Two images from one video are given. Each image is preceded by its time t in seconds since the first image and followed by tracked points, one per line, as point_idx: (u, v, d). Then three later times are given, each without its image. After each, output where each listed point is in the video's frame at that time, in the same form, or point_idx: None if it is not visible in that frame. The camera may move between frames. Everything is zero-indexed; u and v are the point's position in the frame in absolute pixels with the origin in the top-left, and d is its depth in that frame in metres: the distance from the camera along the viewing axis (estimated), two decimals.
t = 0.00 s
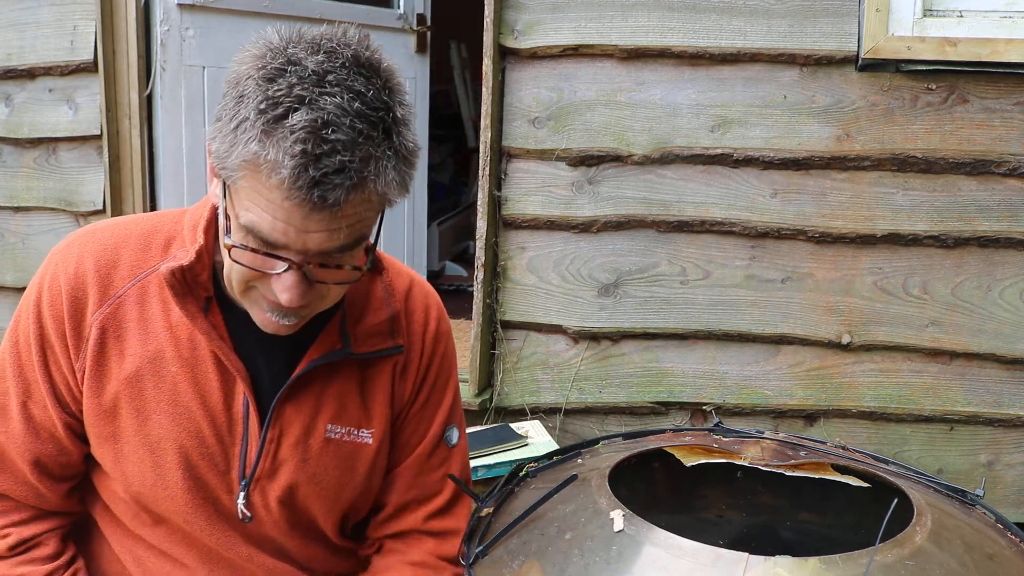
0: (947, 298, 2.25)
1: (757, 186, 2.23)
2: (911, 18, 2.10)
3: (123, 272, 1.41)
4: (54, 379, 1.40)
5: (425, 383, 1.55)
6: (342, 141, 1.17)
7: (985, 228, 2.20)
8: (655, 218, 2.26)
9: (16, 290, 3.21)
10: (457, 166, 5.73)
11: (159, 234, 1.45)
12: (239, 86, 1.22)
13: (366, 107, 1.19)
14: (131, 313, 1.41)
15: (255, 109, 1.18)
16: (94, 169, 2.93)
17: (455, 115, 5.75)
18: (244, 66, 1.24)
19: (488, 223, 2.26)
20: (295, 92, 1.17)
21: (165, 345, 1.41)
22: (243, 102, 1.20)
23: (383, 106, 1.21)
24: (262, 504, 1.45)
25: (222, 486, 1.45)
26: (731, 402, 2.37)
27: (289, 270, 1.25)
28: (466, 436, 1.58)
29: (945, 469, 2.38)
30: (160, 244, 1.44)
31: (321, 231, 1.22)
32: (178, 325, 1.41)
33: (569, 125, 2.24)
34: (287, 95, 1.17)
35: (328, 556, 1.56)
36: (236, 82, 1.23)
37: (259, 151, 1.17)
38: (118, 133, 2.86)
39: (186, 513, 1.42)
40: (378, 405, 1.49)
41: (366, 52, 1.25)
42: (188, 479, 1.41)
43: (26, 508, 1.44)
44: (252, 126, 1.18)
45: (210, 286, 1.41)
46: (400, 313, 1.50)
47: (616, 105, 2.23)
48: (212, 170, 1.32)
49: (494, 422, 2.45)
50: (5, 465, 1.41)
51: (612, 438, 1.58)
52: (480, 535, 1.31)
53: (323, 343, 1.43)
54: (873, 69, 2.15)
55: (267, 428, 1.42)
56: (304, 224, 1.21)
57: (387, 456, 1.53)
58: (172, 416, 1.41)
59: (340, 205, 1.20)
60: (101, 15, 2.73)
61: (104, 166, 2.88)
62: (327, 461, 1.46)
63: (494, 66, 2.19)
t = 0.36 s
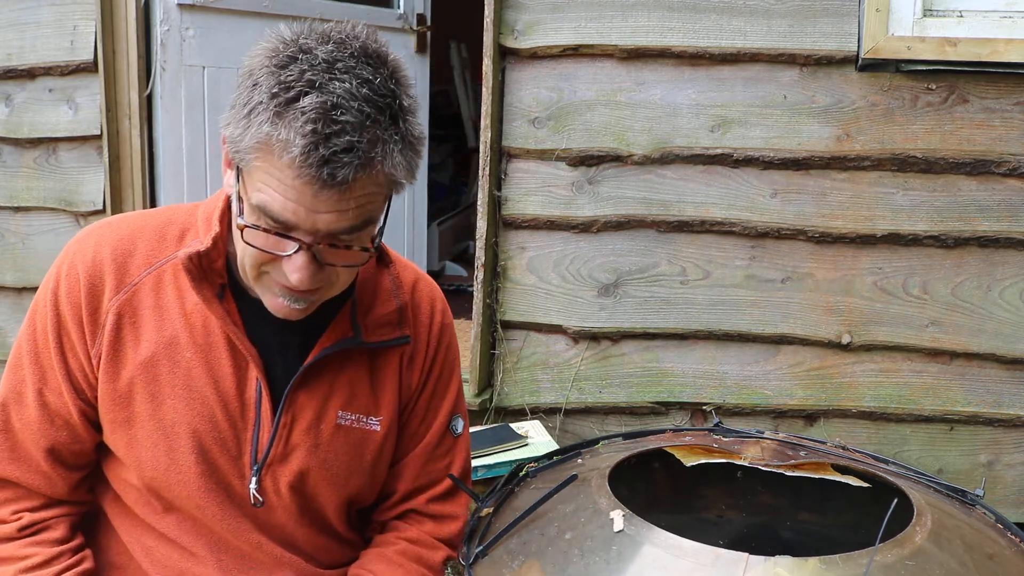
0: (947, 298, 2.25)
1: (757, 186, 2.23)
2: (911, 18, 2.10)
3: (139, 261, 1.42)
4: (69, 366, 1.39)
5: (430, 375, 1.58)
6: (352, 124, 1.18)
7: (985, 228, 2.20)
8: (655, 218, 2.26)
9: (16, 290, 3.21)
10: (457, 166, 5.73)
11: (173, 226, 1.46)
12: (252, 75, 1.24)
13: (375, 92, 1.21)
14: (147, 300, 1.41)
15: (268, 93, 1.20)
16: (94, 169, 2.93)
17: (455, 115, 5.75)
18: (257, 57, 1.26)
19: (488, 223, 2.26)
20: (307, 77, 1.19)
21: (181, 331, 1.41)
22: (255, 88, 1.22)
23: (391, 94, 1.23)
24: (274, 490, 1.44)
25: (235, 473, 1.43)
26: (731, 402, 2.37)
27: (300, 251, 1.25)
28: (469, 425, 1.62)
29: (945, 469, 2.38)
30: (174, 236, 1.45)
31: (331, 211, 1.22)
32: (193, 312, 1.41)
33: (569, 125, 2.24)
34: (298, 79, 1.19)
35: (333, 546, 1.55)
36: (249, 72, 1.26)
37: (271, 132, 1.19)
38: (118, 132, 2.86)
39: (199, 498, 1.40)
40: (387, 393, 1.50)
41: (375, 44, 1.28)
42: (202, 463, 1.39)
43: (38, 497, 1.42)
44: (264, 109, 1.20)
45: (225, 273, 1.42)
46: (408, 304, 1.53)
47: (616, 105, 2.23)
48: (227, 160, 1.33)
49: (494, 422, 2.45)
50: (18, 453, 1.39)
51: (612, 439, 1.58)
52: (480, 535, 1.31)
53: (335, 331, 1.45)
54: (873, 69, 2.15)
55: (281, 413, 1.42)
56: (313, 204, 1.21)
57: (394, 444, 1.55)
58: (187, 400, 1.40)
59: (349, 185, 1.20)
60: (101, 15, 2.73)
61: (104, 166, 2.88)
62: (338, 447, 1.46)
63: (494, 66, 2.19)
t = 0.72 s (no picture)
0: (947, 298, 2.25)
1: (757, 186, 2.23)
2: (911, 18, 2.10)
3: (150, 258, 1.42)
4: (78, 361, 1.39)
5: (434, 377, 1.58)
6: (366, 125, 1.18)
7: (985, 227, 2.20)
8: (655, 218, 2.26)
9: (16, 291, 3.21)
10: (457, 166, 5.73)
11: (184, 224, 1.46)
12: (267, 73, 1.24)
13: (389, 95, 1.21)
14: (157, 297, 1.41)
15: (283, 93, 1.20)
16: (94, 169, 2.93)
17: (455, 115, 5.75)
18: (274, 56, 1.26)
19: (488, 223, 2.26)
20: (322, 78, 1.19)
21: (190, 327, 1.41)
22: (270, 87, 1.22)
23: (404, 97, 1.23)
24: (280, 489, 1.44)
25: (242, 470, 1.43)
26: (731, 402, 2.37)
27: (309, 251, 1.25)
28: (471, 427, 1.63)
29: (945, 469, 2.38)
30: (185, 233, 1.46)
31: (342, 211, 1.22)
32: (203, 308, 1.41)
33: (569, 125, 2.24)
34: (314, 79, 1.19)
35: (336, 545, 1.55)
36: (264, 71, 1.26)
37: (285, 131, 1.19)
38: (118, 133, 2.86)
39: (205, 495, 1.39)
40: (393, 394, 1.51)
41: (390, 48, 1.28)
42: (209, 459, 1.39)
43: (45, 491, 1.41)
44: (278, 108, 1.20)
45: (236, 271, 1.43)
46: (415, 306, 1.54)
47: (616, 105, 2.23)
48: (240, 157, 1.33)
49: (494, 422, 2.45)
50: (26, 447, 1.39)
51: (612, 439, 1.58)
52: (480, 535, 1.31)
53: (343, 332, 1.46)
54: (873, 69, 2.15)
55: (289, 412, 1.42)
56: (324, 202, 1.21)
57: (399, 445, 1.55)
58: (195, 397, 1.40)
59: (361, 186, 1.20)
60: (101, 15, 2.73)
61: (104, 166, 2.88)
62: (344, 446, 1.46)
63: (494, 66, 2.19)
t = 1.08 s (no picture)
0: (947, 298, 2.25)
1: (757, 186, 2.23)
2: (911, 18, 2.10)
3: (154, 259, 1.41)
4: (82, 363, 1.38)
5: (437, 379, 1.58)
6: (377, 126, 1.18)
7: (985, 227, 2.20)
8: (655, 218, 2.26)
9: (16, 291, 3.21)
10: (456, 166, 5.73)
11: (188, 225, 1.46)
12: (275, 77, 1.24)
13: (398, 96, 1.21)
14: (161, 298, 1.40)
15: (292, 95, 1.20)
16: (94, 169, 2.93)
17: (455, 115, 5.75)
18: (281, 59, 1.26)
19: (488, 223, 2.26)
20: (331, 80, 1.19)
21: (193, 329, 1.40)
22: (279, 90, 1.22)
23: (413, 98, 1.23)
24: (283, 491, 1.44)
25: (245, 472, 1.43)
26: (731, 402, 2.37)
27: (320, 251, 1.25)
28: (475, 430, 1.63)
29: (945, 469, 2.38)
30: (189, 234, 1.45)
31: (353, 211, 1.22)
32: (207, 311, 1.41)
33: (569, 125, 2.24)
34: (323, 82, 1.19)
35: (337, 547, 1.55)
36: (272, 74, 1.25)
37: (296, 133, 1.18)
38: (118, 132, 2.86)
39: (208, 498, 1.40)
40: (397, 396, 1.50)
41: (396, 49, 1.28)
42: (212, 462, 1.39)
43: (47, 492, 1.41)
44: (288, 110, 1.19)
45: (241, 274, 1.42)
46: (419, 309, 1.53)
47: (616, 105, 2.23)
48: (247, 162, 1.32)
49: (494, 422, 2.44)
50: (28, 448, 1.39)
51: (612, 438, 1.58)
52: (480, 535, 1.31)
53: (347, 333, 1.45)
54: (873, 69, 2.15)
55: (292, 414, 1.42)
56: (335, 202, 1.20)
57: (402, 447, 1.55)
58: (199, 399, 1.39)
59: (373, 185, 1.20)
60: (101, 15, 2.73)
61: (104, 166, 2.88)
62: (347, 448, 1.46)
63: (494, 66, 2.19)
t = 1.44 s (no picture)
0: (947, 298, 2.25)
1: (757, 186, 2.23)
2: (911, 18, 2.10)
3: (160, 268, 1.40)
4: (85, 373, 1.38)
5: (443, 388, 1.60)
6: (433, 74, 1.28)
7: (985, 227, 2.20)
8: (655, 218, 2.26)
9: (16, 291, 3.22)
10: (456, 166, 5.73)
11: (194, 232, 1.45)
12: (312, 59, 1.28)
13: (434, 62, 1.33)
14: (167, 308, 1.39)
15: (346, 58, 1.26)
16: (94, 169, 2.93)
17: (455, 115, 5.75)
18: (302, 55, 1.31)
19: (488, 223, 2.26)
20: (379, 44, 1.28)
21: (200, 339, 1.39)
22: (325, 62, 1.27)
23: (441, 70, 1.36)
24: (289, 502, 1.45)
25: (251, 484, 1.43)
26: (731, 402, 2.37)
27: (394, 203, 1.24)
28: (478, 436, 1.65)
29: (945, 469, 2.38)
30: (195, 242, 1.44)
31: (426, 152, 1.25)
32: (213, 322, 1.39)
33: (569, 125, 2.24)
34: (372, 45, 1.28)
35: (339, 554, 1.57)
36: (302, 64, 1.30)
37: (364, 81, 1.23)
38: (118, 133, 2.86)
39: (213, 510, 1.40)
40: (404, 406, 1.50)
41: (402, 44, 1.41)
42: (218, 475, 1.39)
43: (48, 502, 1.43)
44: (348, 68, 1.24)
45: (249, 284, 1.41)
46: (426, 319, 1.53)
47: (616, 105, 2.23)
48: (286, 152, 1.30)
49: (494, 422, 2.44)
50: (30, 457, 1.39)
51: (611, 439, 1.58)
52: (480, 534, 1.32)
53: (355, 342, 1.44)
54: (873, 70, 2.15)
55: (300, 425, 1.41)
56: (411, 142, 1.23)
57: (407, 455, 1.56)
58: (205, 411, 1.39)
59: (444, 124, 1.26)
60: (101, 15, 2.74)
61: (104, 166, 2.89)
62: (355, 459, 1.46)
63: (494, 66, 2.20)
